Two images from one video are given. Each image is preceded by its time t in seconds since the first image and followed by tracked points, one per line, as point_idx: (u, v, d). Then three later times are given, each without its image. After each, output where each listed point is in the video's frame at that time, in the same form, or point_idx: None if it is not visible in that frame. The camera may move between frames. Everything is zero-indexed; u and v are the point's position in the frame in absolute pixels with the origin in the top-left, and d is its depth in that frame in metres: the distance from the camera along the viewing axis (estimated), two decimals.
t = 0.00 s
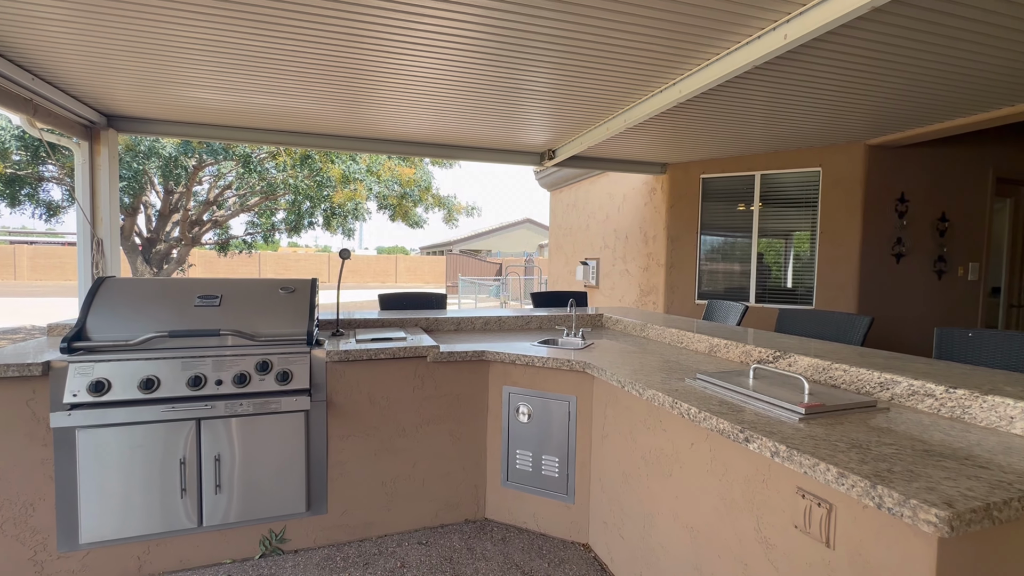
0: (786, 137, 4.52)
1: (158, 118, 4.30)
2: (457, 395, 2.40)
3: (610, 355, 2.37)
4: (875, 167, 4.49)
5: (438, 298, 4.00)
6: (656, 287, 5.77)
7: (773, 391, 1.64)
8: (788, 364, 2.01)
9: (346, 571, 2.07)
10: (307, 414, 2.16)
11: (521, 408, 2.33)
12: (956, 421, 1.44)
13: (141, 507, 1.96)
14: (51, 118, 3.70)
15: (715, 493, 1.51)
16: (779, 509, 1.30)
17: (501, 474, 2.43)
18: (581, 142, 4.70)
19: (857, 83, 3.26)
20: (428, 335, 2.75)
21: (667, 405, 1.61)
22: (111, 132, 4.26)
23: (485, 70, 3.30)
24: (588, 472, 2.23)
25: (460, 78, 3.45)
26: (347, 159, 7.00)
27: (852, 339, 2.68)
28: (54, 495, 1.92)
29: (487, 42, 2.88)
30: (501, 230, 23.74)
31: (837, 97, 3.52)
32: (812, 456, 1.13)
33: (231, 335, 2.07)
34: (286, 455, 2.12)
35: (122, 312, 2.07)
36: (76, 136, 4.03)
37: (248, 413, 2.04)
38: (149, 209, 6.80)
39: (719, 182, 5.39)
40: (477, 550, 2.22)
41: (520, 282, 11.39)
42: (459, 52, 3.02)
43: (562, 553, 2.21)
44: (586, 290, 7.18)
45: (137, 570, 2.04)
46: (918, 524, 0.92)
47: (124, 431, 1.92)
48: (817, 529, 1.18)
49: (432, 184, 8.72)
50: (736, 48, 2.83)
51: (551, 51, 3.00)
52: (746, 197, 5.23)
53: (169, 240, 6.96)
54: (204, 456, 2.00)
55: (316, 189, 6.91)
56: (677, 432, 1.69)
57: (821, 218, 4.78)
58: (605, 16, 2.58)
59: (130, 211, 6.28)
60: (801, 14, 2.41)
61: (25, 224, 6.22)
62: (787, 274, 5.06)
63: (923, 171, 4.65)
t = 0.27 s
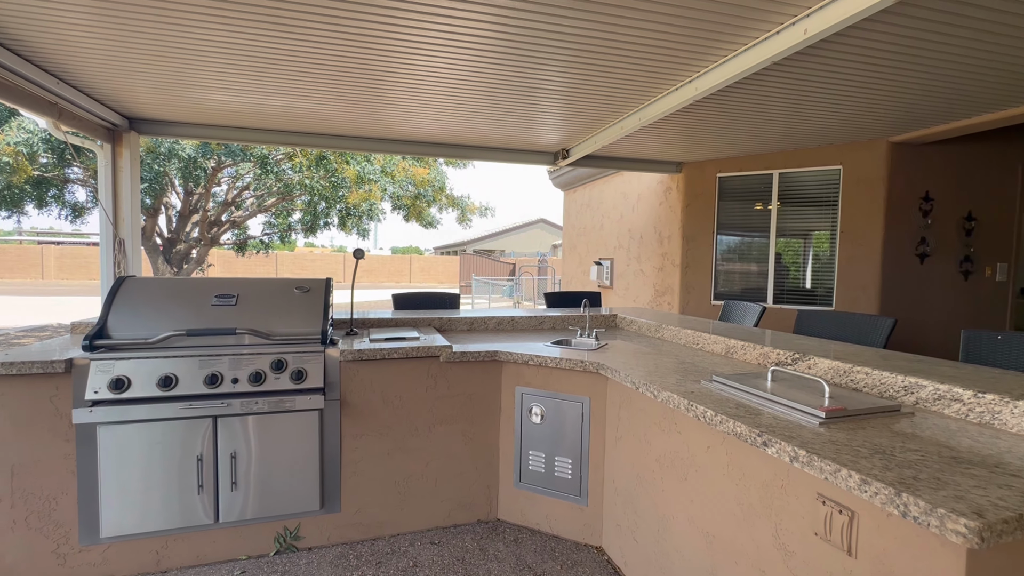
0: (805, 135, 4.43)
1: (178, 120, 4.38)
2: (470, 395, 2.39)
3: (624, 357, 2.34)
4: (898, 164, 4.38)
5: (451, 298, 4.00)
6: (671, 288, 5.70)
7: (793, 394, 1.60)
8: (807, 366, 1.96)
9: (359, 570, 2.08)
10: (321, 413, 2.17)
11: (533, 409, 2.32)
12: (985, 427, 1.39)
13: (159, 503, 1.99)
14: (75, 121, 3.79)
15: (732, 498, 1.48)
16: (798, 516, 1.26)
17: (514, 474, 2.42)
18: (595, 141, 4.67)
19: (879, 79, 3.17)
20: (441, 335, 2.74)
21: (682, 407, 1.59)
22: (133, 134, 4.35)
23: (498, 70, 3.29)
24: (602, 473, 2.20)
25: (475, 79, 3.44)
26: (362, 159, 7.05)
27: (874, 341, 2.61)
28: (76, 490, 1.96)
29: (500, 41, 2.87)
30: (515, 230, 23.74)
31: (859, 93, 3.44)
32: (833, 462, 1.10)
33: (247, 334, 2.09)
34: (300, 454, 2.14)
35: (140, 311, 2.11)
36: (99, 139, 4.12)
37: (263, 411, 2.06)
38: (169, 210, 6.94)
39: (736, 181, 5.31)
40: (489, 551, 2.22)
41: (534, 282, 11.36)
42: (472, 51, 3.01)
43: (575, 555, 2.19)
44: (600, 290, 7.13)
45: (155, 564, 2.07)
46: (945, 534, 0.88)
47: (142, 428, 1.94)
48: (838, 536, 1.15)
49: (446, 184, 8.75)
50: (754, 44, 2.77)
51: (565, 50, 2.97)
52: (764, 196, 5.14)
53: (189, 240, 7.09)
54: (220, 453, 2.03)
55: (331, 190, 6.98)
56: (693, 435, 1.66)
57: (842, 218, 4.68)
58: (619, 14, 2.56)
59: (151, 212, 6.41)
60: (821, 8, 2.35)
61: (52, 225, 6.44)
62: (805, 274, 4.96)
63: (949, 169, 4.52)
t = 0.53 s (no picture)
0: (834, 131, 4.30)
1: (206, 124, 4.49)
2: (489, 395, 2.39)
3: (645, 358, 2.30)
4: (932, 161, 4.22)
5: (471, 298, 4.01)
6: (694, 288, 5.61)
7: (821, 398, 1.55)
8: (836, 370, 1.90)
9: (378, 567, 2.09)
10: (342, 411, 2.19)
11: (552, 410, 2.30)
12: None
13: (186, 497, 2.04)
14: (109, 126, 3.91)
15: (757, 504, 1.44)
16: (826, 524, 1.22)
17: (532, 475, 2.40)
18: (616, 140, 4.62)
19: (913, 72, 3.06)
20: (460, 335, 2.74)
21: (705, 411, 1.55)
22: (163, 138, 4.48)
23: (518, 70, 3.28)
24: (622, 476, 2.17)
25: (494, 79, 3.44)
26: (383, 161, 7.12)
27: (907, 344, 2.51)
28: (108, 483, 2.02)
29: (520, 41, 2.86)
30: (535, 230, 23.72)
31: (891, 88, 3.32)
32: (865, 469, 1.06)
33: (271, 332, 2.13)
34: (321, 451, 2.16)
35: (169, 309, 2.16)
36: (132, 142, 4.24)
37: (286, 409, 2.09)
38: (198, 211, 7.12)
39: (761, 179, 5.20)
40: (507, 552, 2.21)
41: (554, 283, 11.33)
42: (492, 51, 3.01)
43: (594, 558, 2.17)
44: (620, 291, 7.07)
45: (182, 557, 2.12)
46: (985, 548, 0.84)
47: (171, 423, 1.99)
48: (870, 547, 1.11)
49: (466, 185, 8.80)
50: (781, 38, 2.70)
51: (585, 49, 2.95)
52: (791, 194, 5.02)
53: (216, 241, 7.27)
54: (244, 449, 2.06)
55: (354, 191, 7.07)
56: (716, 439, 1.62)
57: (872, 216, 4.53)
58: (641, 11, 2.52)
59: (181, 213, 6.59)
60: None
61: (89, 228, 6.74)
62: (834, 275, 4.82)
63: (987, 165, 4.34)
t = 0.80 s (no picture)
0: (875, 125, 4.13)
1: (243, 128, 4.63)
2: (516, 395, 2.39)
3: (675, 359, 2.26)
4: (983, 155, 4.00)
5: (498, 298, 4.02)
6: (725, 288, 5.48)
7: (863, 403, 1.48)
8: (879, 374, 1.81)
9: (406, 564, 2.12)
10: (372, 409, 2.22)
11: (580, 411, 2.27)
12: None
13: (223, 490, 2.11)
14: (153, 132, 4.09)
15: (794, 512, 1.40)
16: (869, 536, 1.17)
17: (560, 477, 2.38)
18: (645, 138, 4.56)
19: (962, 62, 2.90)
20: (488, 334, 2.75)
21: (739, 415, 1.51)
22: (203, 143, 4.65)
23: (545, 70, 3.27)
24: (651, 479, 2.14)
25: (522, 79, 3.43)
26: (412, 162, 7.20)
27: (957, 348, 2.38)
28: (150, 474, 2.10)
29: (546, 41, 2.85)
30: (562, 229, 23.63)
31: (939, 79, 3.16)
32: (912, 480, 1.01)
33: (304, 331, 2.18)
34: (351, 448, 2.20)
35: (208, 308, 2.24)
36: (174, 148, 4.43)
37: (317, 406, 2.14)
38: (235, 213, 7.37)
39: (797, 176, 5.03)
40: (534, 553, 2.20)
41: (581, 283, 11.25)
42: (519, 52, 3.00)
43: (622, 563, 2.13)
44: (649, 291, 6.97)
45: (219, 547, 2.19)
46: None
47: (209, 418, 2.06)
48: (917, 561, 1.05)
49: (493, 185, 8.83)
50: (817, 30, 2.61)
51: (613, 47, 2.92)
52: (829, 192, 4.84)
53: (252, 242, 7.51)
54: (278, 445, 2.12)
55: (383, 192, 7.18)
56: (751, 444, 1.57)
57: (917, 214, 4.33)
58: (670, 7, 2.47)
59: (219, 215, 6.83)
60: None
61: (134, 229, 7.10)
62: (874, 275, 4.63)
63: None
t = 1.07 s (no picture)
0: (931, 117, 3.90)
1: (285, 134, 4.80)
2: (550, 396, 2.38)
3: (714, 362, 2.20)
4: None
5: (532, 298, 4.02)
6: (766, 290, 5.30)
7: (918, 412, 1.41)
8: (937, 381, 1.71)
9: (441, 561, 2.14)
10: (408, 408, 2.26)
11: (615, 414, 2.24)
12: None
13: (267, 483, 2.19)
14: (203, 139, 4.29)
15: (844, 524, 1.33)
16: (927, 553, 1.11)
17: (594, 480, 2.36)
18: (681, 136, 4.46)
19: None
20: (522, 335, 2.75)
21: (784, 421, 1.45)
22: (248, 149, 4.84)
23: (579, 70, 3.25)
24: (689, 485, 2.08)
25: (555, 79, 3.42)
26: (446, 164, 7.28)
27: None
28: (200, 466, 2.20)
29: (580, 41, 2.83)
30: (596, 229, 23.41)
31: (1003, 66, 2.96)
32: (976, 495, 0.94)
33: (343, 330, 2.23)
34: (388, 446, 2.24)
35: (254, 307, 2.33)
36: (222, 154, 4.62)
37: (356, 403, 2.19)
38: (277, 216, 7.64)
39: (844, 173, 4.82)
40: (568, 556, 2.18)
41: (615, 283, 11.12)
42: (554, 52, 2.99)
43: (658, 569, 2.09)
44: (686, 292, 6.83)
45: (263, 538, 2.28)
46: None
47: (255, 413, 2.15)
48: None
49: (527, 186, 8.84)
50: (867, 20, 2.48)
51: (648, 45, 2.87)
52: (879, 188, 4.61)
53: (293, 244, 7.77)
54: (318, 441, 2.18)
55: (418, 194, 7.29)
56: (796, 451, 1.51)
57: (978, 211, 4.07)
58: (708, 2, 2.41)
59: (263, 218, 7.11)
60: None
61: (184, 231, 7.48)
62: (929, 276, 4.38)
63: None
